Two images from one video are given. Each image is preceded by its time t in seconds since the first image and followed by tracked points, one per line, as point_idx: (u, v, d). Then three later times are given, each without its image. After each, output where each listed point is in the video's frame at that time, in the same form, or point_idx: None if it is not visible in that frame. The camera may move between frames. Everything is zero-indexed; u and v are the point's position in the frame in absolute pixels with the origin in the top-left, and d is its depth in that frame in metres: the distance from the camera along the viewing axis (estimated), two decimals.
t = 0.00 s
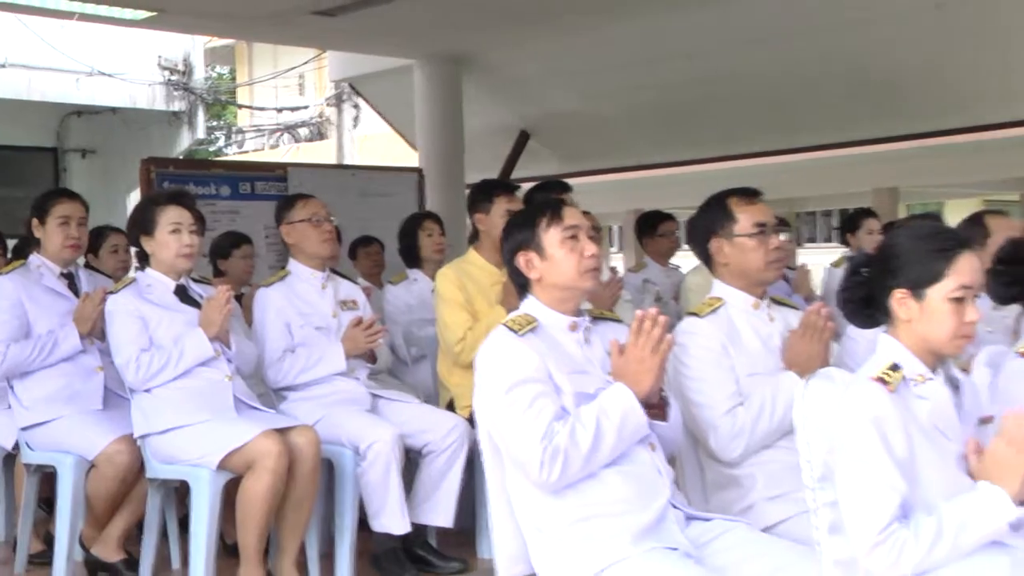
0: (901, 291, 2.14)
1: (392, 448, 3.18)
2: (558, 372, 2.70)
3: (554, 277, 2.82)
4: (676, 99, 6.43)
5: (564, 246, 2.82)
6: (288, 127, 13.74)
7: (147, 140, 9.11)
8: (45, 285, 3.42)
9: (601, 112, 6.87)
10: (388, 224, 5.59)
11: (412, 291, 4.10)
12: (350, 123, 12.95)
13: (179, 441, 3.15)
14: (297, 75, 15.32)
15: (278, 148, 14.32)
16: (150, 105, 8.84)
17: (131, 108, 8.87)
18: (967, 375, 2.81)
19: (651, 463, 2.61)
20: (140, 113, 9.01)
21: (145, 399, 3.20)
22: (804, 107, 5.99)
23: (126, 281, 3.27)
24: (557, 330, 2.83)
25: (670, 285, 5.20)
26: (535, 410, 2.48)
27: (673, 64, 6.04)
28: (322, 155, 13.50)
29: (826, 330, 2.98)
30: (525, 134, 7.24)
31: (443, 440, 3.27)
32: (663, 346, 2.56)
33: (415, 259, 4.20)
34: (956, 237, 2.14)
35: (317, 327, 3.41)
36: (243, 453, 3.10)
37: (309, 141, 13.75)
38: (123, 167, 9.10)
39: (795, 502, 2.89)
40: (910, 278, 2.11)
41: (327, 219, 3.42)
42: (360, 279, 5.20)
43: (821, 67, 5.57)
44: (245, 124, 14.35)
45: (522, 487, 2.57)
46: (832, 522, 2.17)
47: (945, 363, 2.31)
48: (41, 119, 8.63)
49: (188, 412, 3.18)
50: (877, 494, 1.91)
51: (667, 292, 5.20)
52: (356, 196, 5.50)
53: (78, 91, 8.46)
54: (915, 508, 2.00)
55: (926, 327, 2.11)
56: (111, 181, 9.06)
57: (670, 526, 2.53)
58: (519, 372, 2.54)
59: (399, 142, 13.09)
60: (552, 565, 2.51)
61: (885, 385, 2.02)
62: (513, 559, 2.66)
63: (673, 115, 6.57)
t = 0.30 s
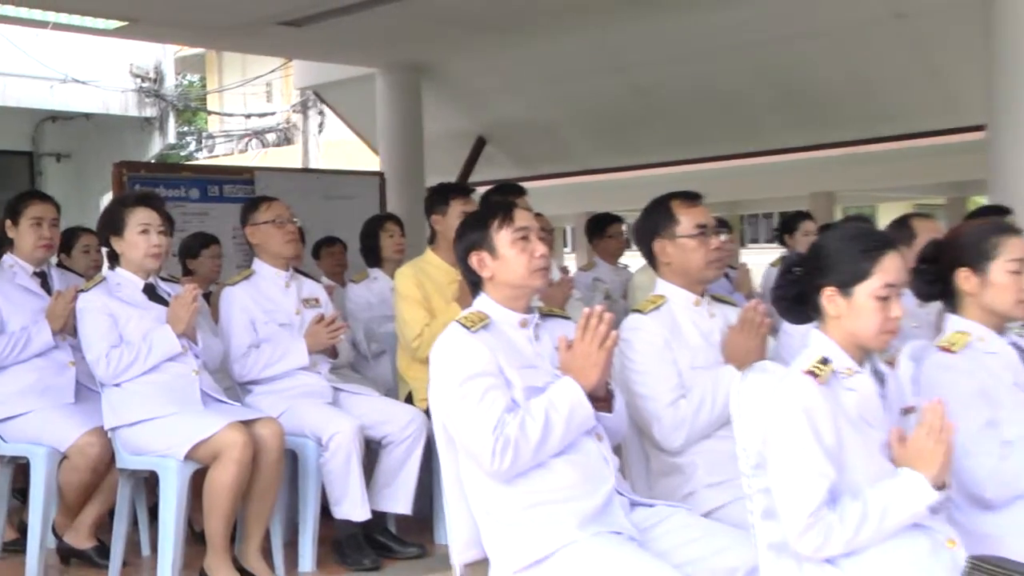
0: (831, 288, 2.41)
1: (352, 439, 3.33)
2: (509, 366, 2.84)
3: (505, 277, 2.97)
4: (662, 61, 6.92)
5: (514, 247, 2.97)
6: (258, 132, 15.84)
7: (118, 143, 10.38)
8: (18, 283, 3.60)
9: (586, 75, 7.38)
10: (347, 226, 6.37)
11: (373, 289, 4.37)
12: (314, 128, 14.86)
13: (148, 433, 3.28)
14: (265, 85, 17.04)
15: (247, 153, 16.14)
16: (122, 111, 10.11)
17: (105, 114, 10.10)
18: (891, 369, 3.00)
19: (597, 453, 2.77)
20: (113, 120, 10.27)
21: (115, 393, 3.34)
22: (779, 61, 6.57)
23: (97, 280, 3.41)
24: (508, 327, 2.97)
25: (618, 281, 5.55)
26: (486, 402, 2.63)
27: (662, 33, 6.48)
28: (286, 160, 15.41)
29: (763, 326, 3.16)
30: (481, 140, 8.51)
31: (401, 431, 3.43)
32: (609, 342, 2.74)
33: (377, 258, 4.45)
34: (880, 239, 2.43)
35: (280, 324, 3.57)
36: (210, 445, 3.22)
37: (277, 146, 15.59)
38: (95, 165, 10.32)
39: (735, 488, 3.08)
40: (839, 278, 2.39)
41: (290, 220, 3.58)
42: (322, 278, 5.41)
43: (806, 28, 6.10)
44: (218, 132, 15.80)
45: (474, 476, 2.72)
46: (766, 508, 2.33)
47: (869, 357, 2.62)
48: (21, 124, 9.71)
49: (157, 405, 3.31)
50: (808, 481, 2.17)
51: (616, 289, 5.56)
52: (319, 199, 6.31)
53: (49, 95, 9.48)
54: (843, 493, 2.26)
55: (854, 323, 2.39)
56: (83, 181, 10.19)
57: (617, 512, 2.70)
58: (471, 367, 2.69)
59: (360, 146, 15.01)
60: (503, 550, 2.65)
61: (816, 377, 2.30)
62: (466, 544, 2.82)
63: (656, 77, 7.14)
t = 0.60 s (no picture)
0: (774, 286, 2.63)
1: (324, 431, 3.49)
2: (471, 360, 3.00)
3: (466, 277, 3.12)
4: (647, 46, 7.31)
5: (477, 247, 3.13)
6: (236, 138, 16.39)
7: (102, 148, 10.80)
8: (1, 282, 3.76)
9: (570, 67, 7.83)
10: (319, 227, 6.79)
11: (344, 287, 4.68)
12: (289, 135, 15.22)
13: (126, 425, 3.42)
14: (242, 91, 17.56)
15: (225, 158, 16.68)
16: (106, 117, 10.46)
17: (88, 121, 10.44)
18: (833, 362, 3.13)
19: (555, 443, 2.94)
20: (95, 125, 10.65)
21: (95, 386, 3.49)
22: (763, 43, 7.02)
23: (78, 279, 3.57)
24: (471, 324, 3.12)
25: (577, 280, 6.11)
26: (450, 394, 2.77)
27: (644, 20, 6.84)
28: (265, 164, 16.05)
29: (712, 322, 3.34)
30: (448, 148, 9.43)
31: (370, 422, 3.60)
32: (566, 338, 2.89)
33: (349, 259, 4.78)
34: (821, 239, 2.65)
35: (254, 321, 3.73)
36: (186, 436, 3.35)
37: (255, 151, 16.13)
38: (79, 169, 10.69)
39: (684, 477, 3.25)
40: (782, 277, 2.61)
41: (264, 222, 3.76)
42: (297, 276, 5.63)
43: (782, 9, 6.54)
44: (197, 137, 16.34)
45: (437, 465, 2.87)
46: (714, 495, 2.54)
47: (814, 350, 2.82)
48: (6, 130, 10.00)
49: (136, 398, 3.45)
50: (752, 470, 2.37)
51: (576, 287, 6.11)
52: (293, 201, 6.68)
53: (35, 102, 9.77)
54: (785, 480, 2.48)
55: (796, 320, 2.61)
56: (68, 184, 10.56)
57: (572, 499, 2.87)
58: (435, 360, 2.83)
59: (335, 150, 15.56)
60: (466, 535, 2.80)
61: (759, 371, 2.50)
62: (430, 529, 2.95)
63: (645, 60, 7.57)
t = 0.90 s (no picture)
0: (728, 289, 2.79)
1: (301, 427, 3.65)
2: (441, 359, 3.15)
3: (437, 279, 3.27)
4: (624, 58, 7.55)
5: (447, 250, 3.26)
6: (220, 146, 16.69)
7: (90, 155, 11.07)
8: None
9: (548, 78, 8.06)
10: (299, 230, 6.97)
11: (322, 289, 4.89)
12: (270, 143, 16.03)
13: (111, 421, 3.57)
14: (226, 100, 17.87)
15: (209, 164, 16.98)
16: (94, 126, 10.76)
17: (77, 129, 10.66)
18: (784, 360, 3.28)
19: (521, 438, 3.12)
20: (83, 133, 10.91)
21: (81, 384, 3.63)
22: (735, 58, 7.26)
23: (65, 281, 3.72)
24: (441, 324, 3.28)
25: (544, 282, 6.42)
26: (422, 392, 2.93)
27: (621, 34, 7.05)
28: (248, 170, 16.40)
29: (671, 322, 3.50)
30: (421, 156, 9.69)
31: (346, 417, 3.77)
32: (531, 337, 3.04)
33: (328, 261, 4.99)
34: (771, 243, 2.80)
35: (236, 321, 3.90)
36: (168, 431, 3.49)
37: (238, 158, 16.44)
38: (68, 176, 10.88)
39: (644, 469, 3.42)
40: (736, 280, 2.77)
41: (245, 226, 3.91)
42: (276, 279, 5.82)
43: (753, 27, 6.78)
44: (182, 144, 16.60)
45: (409, 458, 3.02)
46: (672, 487, 2.68)
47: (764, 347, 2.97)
48: None
49: (120, 395, 3.60)
50: (707, 460, 2.53)
51: (543, 288, 6.42)
52: (274, 206, 6.85)
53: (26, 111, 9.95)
54: (737, 472, 2.64)
55: (750, 319, 2.78)
56: (57, 190, 10.74)
57: (538, 491, 3.06)
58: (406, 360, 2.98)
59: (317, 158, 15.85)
60: (436, 525, 2.96)
61: (714, 369, 2.68)
62: (402, 520, 3.10)
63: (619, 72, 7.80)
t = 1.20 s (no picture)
0: (689, 289, 2.92)
1: (283, 421, 3.82)
2: (417, 355, 3.30)
3: (413, 280, 3.42)
4: (600, 67, 7.74)
5: (422, 252, 3.40)
6: (207, 151, 16.95)
7: (81, 159, 11.28)
8: None
9: (528, 87, 8.25)
10: (281, 233, 7.13)
11: (304, 289, 5.07)
12: (254, 149, 16.20)
13: (101, 416, 3.72)
14: (213, 107, 18.14)
15: (196, 170, 17.23)
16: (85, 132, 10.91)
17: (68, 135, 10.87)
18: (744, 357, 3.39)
19: (492, 431, 3.27)
20: (75, 139, 11.10)
21: (71, 380, 3.79)
22: (708, 65, 7.47)
23: (56, 281, 3.87)
24: (417, 322, 3.42)
25: (517, 283, 6.67)
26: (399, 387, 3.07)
27: (599, 43, 7.24)
28: (233, 175, 16.65)
29: (636, 319, 3.68)
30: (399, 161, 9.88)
31: (327, 413, 3.96)
32: (503, 334, 3.18)
33: (310, 262, 5.17)
34: (730, 244, 2.91)
35: (221, 319, 4.07)
36: (156, 426, 3.63)
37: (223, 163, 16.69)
38: (60, 180, 11.15)
39: (611, 461, 3.58)
40: (697, 279, 2.89)
41: (229, 228, 4.08)
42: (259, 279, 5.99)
43: (725, 35, 6.99)
44: (169, 150, 16.84)
45: (387, 450, 3.15)
46: (637, 477, 2.75)
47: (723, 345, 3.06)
48: None
49: (109, 391, 3.75)
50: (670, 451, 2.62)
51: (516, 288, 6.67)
52: (259, 209, 7.00)
53: (18, 117, 10.19)
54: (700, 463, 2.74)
55: (710, 317, 2.90)
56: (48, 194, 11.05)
57: (510, 481, 3.20)
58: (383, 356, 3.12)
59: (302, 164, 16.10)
60: (412, 515, 3.07)
61: (677, 364, 2.79)
62: (380, 510, 3.23)
63: (595, 83, 8.01)
